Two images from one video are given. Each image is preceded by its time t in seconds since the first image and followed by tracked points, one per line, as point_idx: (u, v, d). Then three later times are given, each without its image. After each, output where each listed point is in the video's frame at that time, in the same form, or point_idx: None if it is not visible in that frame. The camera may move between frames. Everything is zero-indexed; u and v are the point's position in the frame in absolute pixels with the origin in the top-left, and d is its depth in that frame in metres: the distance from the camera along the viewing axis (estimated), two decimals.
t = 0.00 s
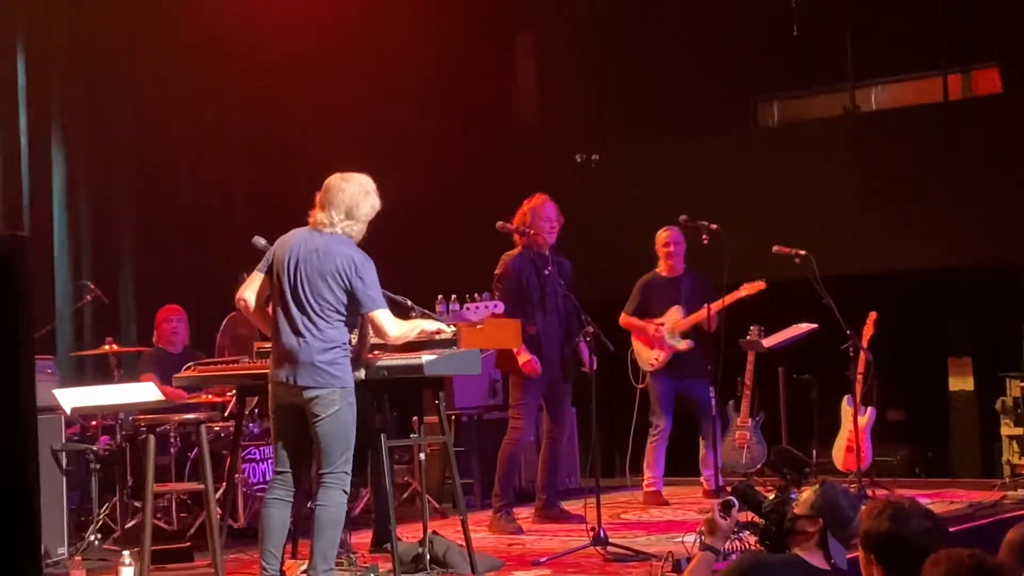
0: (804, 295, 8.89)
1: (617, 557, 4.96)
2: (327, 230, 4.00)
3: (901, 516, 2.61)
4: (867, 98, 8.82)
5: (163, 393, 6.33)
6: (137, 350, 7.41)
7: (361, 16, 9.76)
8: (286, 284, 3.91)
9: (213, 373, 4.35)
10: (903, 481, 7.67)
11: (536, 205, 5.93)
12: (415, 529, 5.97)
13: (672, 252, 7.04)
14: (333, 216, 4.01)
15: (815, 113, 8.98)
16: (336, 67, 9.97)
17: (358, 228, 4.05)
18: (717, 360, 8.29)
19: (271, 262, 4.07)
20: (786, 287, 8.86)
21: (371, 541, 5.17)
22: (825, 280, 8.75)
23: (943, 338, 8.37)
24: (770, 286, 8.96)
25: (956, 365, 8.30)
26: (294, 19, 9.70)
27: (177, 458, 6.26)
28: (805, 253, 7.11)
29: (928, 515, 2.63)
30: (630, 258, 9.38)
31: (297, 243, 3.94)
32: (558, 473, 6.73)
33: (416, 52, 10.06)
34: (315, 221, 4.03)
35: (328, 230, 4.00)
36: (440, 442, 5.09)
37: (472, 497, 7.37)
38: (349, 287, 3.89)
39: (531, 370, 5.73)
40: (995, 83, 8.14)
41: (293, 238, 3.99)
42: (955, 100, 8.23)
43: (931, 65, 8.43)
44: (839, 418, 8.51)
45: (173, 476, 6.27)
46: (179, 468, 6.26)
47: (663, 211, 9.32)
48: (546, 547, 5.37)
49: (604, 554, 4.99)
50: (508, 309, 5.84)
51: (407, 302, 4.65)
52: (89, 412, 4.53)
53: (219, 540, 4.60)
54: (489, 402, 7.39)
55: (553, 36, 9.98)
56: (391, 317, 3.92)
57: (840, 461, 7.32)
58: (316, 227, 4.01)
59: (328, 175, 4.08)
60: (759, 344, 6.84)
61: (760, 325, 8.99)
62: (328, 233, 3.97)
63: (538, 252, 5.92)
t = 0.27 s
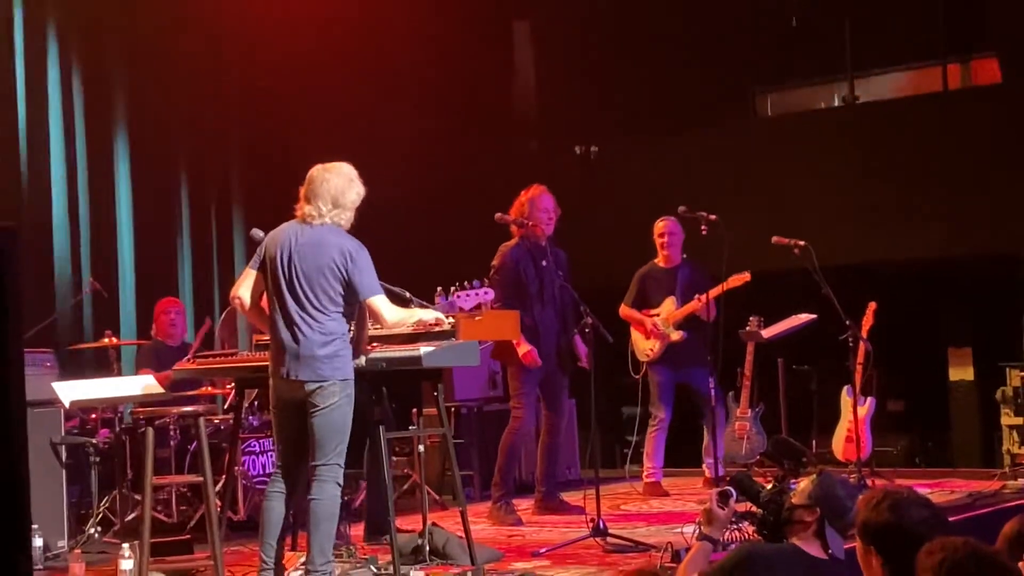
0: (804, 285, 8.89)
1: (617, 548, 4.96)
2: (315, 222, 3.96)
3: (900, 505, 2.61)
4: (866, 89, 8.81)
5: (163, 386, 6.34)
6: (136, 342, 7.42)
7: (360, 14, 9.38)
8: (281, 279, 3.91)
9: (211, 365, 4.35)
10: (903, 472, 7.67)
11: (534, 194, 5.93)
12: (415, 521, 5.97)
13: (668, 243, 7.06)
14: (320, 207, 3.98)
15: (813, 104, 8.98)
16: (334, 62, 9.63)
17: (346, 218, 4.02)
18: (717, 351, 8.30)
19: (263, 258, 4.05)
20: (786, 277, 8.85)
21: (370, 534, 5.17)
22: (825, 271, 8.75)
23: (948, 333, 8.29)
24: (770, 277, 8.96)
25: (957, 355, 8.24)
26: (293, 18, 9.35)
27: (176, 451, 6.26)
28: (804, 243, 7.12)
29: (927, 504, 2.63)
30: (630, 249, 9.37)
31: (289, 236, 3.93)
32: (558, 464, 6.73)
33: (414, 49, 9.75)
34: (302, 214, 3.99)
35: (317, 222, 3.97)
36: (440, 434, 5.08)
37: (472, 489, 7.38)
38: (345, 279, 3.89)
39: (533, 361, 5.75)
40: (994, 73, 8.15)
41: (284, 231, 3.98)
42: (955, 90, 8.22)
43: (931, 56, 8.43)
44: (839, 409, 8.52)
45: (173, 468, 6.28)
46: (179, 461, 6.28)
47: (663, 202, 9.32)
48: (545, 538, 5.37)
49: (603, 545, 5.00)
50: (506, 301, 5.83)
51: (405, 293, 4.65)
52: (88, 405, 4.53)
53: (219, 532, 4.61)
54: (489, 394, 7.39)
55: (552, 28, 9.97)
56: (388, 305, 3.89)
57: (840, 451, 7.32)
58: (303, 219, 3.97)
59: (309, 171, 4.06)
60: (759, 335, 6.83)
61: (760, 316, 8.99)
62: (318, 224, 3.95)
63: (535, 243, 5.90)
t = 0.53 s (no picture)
0: (807, 275, 8.87)
1: (619, 537, 4.96)
2: (312, 210, 3.97)
3: (903, 494, 2.60)
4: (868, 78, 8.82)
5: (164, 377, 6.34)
6: (138, 334, 7.42)
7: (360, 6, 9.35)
8: (280, 266, 3.90)
9: (212, 356, 4.35)
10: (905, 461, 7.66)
11: (530, 184, 5.91)
12: (417, 511, 5.97)
13: (675, 233, 7.01)
14: (317, 196, 3.99)
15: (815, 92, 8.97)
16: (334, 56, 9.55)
17: (343, 206, 4.03)
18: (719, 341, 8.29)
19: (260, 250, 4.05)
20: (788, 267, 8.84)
21: (372, 525, 5.17)
22: (827, 260, 8.73)
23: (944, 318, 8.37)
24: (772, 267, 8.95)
25: (959, 345, 8.28)
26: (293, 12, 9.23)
27: (178, 443, 6.26)
28: (806, 232, 7.10)
29: (931, 493, 2.62)
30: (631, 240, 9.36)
31: (288, 225, 3.93)
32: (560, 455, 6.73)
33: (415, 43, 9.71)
34: (300, 203, 4.01)
35: (313, 210, 3.98)
36: (443, 424, 5.06)
37: (475, 479, 7.38)
38: (344, 266, 3.89)
39: (533, 355, 5.70)
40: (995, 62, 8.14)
41: (282, 221, 3.98)
42: (955, 78, 8.21)
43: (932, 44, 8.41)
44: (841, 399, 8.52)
45: (175, 460, 6.28)
46: (181, 453, 6.28)
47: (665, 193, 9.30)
48: (547, 529, 5.37)
49: (606, 535, 4.99)
50: (505, 288, 5.79)
51: (407, 283, 4.64)
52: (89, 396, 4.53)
53: (221, 523, 4.61)
54: (491, 384, 7.39)
55: (553, 18, 9.95)
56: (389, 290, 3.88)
57: (841, 440, 7.32)
58: (301, 208, 3.99)
59: (304, 165, 4.05)
60: (761, 326, 6.82)
61: (762, 306, 8.98)
62: (316, 212, 3.96)
63: (532, 230, 5.92)
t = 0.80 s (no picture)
0: (811, 267, 8.87)
1: (624, 530, 4.95)
2: (309, 206, 3.97)
3: (907, 486, 2.60)
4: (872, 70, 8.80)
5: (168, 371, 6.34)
6: (143, 328, 7.42)
7: None
8: (278, 262, 3.89)
9: (215, 350, 4.36)
10: (910, 453, 7.65)
11: (526, 175, 5.89)
12: (421, 505, 5.98)
13: (683, 223, 7.05)
14: (312, 191, 3.97)
15: (818, 84, 8.99)
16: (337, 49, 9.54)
17: (338, 201, 4.01)
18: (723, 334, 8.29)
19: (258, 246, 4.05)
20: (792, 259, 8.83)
21: (375, 517, 5.18)
22: (832, 252, 8.73)
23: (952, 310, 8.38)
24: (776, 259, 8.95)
25: (964, 337, 8.24)
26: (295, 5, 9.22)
27: (182, 437, 6.27)
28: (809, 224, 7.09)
29: (937, 486, 2.63)
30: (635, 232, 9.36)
31: (284, 220, 3.92)
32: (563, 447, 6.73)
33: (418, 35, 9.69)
34: (296, 199, 4.00)
35: (309, 206, 3.97)
36: (447, 418, 5.04)
37: (479, 472, 7.38)
38: (342, 259, 3.88)
39: (531, 345, 5.67)
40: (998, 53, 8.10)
41: (279, 216, 3.97)
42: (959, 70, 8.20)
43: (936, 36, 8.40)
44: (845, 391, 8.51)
45: (180, 453, 6.29)
46: (186, 446, 6.28)
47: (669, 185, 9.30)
48: (551, 522, 5.37)
49: (610, 528, 4.99)
50: (506, 282, 5.77)
51: (410, 276, 4.63)
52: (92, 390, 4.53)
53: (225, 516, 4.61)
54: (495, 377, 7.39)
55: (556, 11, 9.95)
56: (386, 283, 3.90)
57: (846, 432, 7.31)
58: (297, 203, 3.98)
59: (297, 160, 4.03)
60: (764, 317, 6.81)
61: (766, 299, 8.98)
62: (313, 207, 3.95)
63: (530, 221, 5.94)
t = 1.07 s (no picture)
0: (816, 260, 8.85)
1: (629, 523, 4.94)
2: (310, 198, 3.95)
3: (913, 474, 2.61)
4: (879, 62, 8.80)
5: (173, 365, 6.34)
6: (148, 322, 7.42)
7: None
8: (281, 257, 3.89)
9: (219, 344, 4.35)
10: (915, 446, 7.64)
11: (524, 169, 5.87)
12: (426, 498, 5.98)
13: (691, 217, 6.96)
14: (314, 183, 3.96)
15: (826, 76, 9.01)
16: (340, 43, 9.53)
17: (340, 193, 3.99)
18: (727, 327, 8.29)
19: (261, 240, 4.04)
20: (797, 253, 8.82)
21: (380, 510, 5.18)
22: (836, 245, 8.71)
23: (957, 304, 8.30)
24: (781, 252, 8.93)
25: (969, 329, 8.28)
26: None
27: (187, 430, 6.28)
28: (814, 217, 7.07)
29: (942, 476, 2.62)
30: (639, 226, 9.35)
31: (286, 214, 3.92)
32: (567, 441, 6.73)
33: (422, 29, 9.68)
34: (298, 191, 3.99)
35: (310, 198, 3.96)
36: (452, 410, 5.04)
37: (484, 466, 7.38)
38: (344, 253, 3.87)
39: (536, 339, 5.68)
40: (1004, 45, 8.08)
41: (281, 210, 3.97)
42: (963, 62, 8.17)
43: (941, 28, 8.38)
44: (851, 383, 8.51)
45: (185, 447, 6.29)
46: (191, 440, 6.29)
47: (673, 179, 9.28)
48: (556, 514, 5.36)
49: (615, 520, 4.99)
50: (508, 275, 5.76)
51: (412, 269, 4.62)
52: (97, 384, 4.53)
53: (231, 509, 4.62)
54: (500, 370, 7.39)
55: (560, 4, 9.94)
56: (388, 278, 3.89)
57: (851, 425, 7.30)
58: (299, 196, 3.97)
59: (301, 149, 4.01)
60: (769, 310, 6.79)
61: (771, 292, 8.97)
62: (314, 201, 3.94)
63: (528, 216, 5.92)
